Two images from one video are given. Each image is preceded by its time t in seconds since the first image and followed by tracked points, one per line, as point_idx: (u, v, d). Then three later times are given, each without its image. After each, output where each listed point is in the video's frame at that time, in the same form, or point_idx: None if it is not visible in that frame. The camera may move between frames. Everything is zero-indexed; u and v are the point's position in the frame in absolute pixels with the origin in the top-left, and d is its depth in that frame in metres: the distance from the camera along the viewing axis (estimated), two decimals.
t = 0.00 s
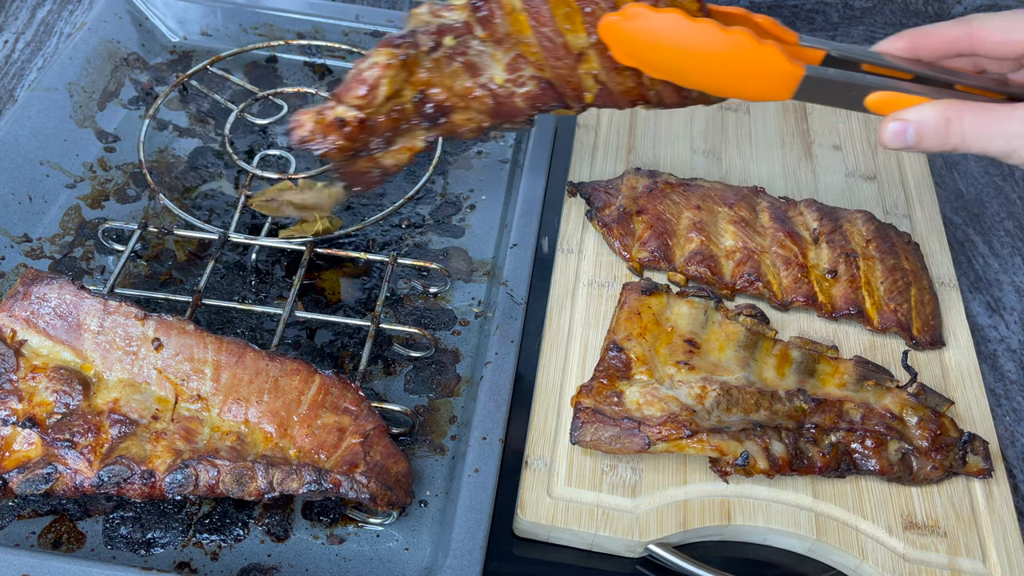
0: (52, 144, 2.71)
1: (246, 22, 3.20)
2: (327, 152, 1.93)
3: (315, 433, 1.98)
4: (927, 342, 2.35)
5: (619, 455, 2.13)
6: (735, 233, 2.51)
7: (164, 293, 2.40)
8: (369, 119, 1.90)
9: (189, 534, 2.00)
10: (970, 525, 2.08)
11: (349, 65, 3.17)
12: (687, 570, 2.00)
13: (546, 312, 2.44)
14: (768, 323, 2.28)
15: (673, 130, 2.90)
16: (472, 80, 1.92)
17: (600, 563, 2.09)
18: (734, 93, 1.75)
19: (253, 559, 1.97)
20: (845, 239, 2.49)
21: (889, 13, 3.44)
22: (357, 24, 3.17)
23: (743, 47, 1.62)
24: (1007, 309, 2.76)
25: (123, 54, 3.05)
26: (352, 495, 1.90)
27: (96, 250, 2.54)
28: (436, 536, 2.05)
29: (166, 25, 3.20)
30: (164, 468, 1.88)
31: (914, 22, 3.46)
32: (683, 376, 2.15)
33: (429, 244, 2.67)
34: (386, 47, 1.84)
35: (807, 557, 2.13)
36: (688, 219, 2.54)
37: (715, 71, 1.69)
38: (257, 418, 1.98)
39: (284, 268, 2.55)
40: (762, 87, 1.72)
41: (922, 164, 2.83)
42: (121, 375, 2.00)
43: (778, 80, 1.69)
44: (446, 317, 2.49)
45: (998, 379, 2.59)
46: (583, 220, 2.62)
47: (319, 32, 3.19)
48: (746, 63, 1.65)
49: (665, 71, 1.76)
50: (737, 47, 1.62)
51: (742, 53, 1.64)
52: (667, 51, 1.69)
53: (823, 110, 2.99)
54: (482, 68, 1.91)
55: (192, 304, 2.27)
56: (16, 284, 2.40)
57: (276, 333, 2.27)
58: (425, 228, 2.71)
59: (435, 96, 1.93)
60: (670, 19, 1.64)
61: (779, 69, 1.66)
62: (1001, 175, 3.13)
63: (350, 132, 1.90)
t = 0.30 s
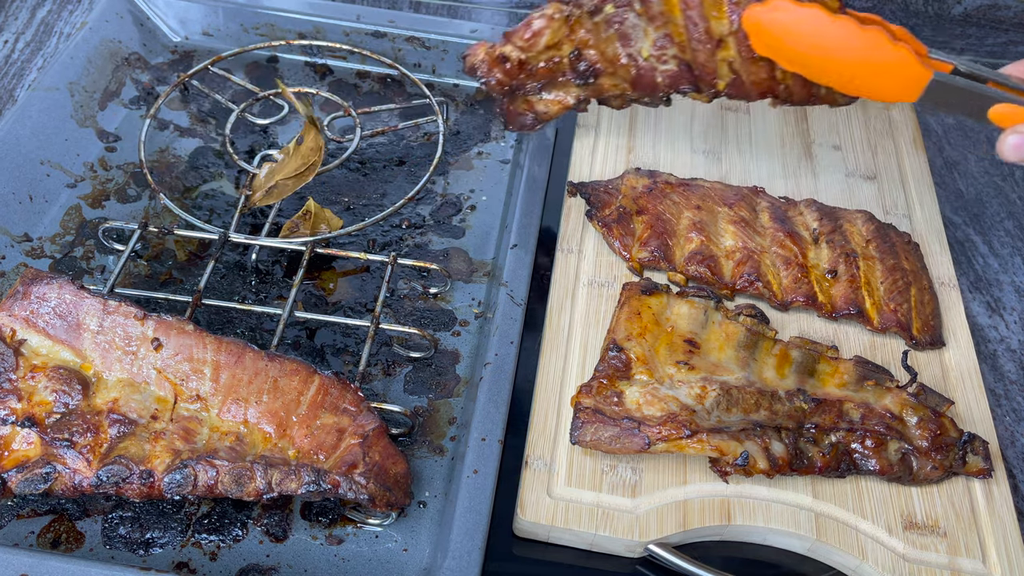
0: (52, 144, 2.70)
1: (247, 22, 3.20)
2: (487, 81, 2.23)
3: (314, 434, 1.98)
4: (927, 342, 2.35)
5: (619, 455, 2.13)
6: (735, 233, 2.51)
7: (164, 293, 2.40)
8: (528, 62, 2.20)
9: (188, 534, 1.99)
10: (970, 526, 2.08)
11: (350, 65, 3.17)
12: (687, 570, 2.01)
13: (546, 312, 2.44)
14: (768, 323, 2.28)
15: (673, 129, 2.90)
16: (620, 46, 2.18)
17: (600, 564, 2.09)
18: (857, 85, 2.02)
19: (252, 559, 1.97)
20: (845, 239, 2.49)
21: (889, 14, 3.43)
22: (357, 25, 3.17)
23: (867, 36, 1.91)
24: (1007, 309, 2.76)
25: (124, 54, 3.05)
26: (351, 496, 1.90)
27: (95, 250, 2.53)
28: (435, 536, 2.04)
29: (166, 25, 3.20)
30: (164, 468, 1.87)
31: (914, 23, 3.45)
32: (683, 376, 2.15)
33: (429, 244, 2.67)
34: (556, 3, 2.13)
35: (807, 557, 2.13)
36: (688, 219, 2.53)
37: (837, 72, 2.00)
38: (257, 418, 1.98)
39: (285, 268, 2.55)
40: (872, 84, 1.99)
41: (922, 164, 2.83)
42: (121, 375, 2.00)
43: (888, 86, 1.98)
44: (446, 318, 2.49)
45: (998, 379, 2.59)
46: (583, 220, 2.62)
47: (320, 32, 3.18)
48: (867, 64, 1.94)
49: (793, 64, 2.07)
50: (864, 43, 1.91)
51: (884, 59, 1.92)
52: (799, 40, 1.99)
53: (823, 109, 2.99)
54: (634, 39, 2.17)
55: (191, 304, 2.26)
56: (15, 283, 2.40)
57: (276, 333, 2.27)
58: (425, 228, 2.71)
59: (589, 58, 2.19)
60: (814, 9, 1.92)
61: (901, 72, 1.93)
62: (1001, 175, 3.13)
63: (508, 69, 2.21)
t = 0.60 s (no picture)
0: (51, 144, 2.70)
1: (247, 22, 3.20)
2: (600, 63, 2.68)
3: (314, 434, 1.98)
4: (927, 342, 2.35)
5: (619, 455, 2.13)
6: (735, 233, 2.51)
7: (164, 293, 2.40)
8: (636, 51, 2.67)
9: (188, 534, 1.99)
10: (970, 526, 2.08)
11: (350, 65, 3.17)
12: (687, 570, 2.01)
13: (546, 312, 2.44)
14: (768, 323, 2.28)
15: (673, 129, 2.91)
16: (721, 60, 2.60)
17: (600, 564, 2.09)
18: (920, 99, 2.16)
19: (252, 559, 1.97)
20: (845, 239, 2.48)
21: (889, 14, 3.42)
22: (357, 25, 3.15)
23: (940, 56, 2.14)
24: (1007, 309, 2.76)
25: (124, 54, 3.05)
26: (351, 496, 1.90)
27: (96, 250, 2.53)
28: (435, 536, 2.04)
29: (166, 25, 3.20)
30: (164, 468, 1.87)
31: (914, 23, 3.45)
32: (683, 376, 2.15)
33: (429, 244, 2.67)
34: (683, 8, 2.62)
35: (807, 557, 2.13)
36: (688, 218, 2.53)
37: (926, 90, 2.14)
38: (256, 418, 1.98)
39: (284, 268, 2.55)
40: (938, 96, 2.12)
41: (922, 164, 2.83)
42: (121, 375, 2.00)
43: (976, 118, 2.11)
44: (446, 318, 2.49)
45: (998, 379, 2.59)
46: (583, 220, 2.62)
47: (320, 32, 3.18)
48: (954, 98, 2.09)
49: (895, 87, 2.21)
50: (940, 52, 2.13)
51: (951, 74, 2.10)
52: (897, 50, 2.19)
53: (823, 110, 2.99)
54: (735, 54, 2.58)
55: (192, 304, 2.26)
56: (15, 283, 2.40)
57: (276, 332, 2.27)
58: (425, 228, 2.71)
59: (691, 68, 2.64)
60: (901, 41, 2.17)
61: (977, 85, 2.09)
62: (1001, 175, 3.13)
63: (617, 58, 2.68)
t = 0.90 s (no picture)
0: (51, 144, 2.70)
1: (247, 22, 3.19)
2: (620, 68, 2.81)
3: (314, 433, 1.98)
4: (927, 342, 2.35)
5: (619, 455, 2.13)
6: (735, 234, 2.51)
7: (164, 293, 2.40)
8: (670, 62, 2.82)
9: (189, 534, 1.99)
10: (970, 526, 2.08)
11: (350, 65, 3.17)
12: (687, 570, 2.01)
13: (546, 312, 2.44)
14: (768, 323, 2.28)
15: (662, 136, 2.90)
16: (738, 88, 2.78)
17: (600, 564, 2.09)
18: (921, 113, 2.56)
19: (252, 559, 1.97)
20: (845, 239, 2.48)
21: (889, 13, 3.42)
22: (357, 25, 3.14)
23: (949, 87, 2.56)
24: (1007, 309, 2.76)
25: (124, 54, 3.05)
26: (351, 496, 1.90)
27: (96, 250, 2.53)
28: (435, 536, 2.04)
29: (166, 25, 3.20)
30: (164, 468, 1.87)
31: (914, 22, 3.45)
32: (683, 376, 2.15)
33: (429, 244, 2.67)
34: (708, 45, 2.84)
35: (807, 557, 2.13)
36: (688, 219, 2.53)
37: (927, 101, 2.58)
38: (256, 418, 1.98)
39: (284, 268, 2.55)
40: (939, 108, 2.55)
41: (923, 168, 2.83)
42: (121, 375, 2.00)
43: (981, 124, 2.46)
44: (446, 318, 2.49)
45: (998, 379, 2.59)
46: (583, 220, 2.62)
47: (320, 32, 3.18)
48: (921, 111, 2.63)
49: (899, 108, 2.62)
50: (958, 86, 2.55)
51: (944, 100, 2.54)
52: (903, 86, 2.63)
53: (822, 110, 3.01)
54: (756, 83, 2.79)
55: (191, 304, 2.26)
56: (15, 283, 2.40)
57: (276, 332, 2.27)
58: (425, 228, 2.71)
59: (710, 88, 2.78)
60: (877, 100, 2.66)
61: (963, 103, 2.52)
62: (1001, 175, 3.13)
63: (652, 64, 2.81)
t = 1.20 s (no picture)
0: (51, 144, 2.71)
1: (245, 22, 3.19)
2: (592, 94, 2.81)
3: (315, 433, 1.98)
4: (926, 342, 2.35)
5: (619, 455, 2.13)
6: (735, 234, 2.51)
7: (164, 293, 2.40)
8: (643, 86, 2.83)
9: (190, 534, 2.00)
10: (970, 526, 2.08)
11: (348, 65, 3.17)
12: (687, 570, 2.01)
13: (546, 311, 2.44)
14: (768, 323, 2.28)
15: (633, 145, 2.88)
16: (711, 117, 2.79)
17: (600, 564, 2.09)
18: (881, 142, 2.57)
19: (253, 559, 1.97)
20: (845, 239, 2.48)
21: (889, 13, 3.42)
22: (356, 24, 3.15)
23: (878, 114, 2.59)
24: (1007, 309, 2.76)
25: (123, 54, 3.06)
26: (352, 495, 1.90)
27: (95, 250, 2.53)
28: (436, 535, 2.05)
29: (165, 25, 3.20)
30: (165, 468, 1.87)
31: (914, 22, 3.45)
32: (683, 376, 2.15)
33: (429, 244, 2.67)
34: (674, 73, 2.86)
35: (807, 557, 2.14)
36: (688, 219, 2.54)
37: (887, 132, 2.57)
38: (257, 418, 1.98)
39: (284, 268, 2.55)
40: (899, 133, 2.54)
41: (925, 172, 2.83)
42: (121, 375, 2.00)
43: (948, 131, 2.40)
44: (446, 317, 2.49)
45: (998, 379, 2.60)
46: (583, 220, 2.62)
47: (319, 32, 3.18)
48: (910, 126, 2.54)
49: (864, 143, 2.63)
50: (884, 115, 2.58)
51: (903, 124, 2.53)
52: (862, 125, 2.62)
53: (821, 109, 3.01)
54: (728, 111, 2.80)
55: (192, 304, 2.26)
56: (15, 284, 2.40)
57: (276, 332, 2.27)
58: (424, 228, 2.71)
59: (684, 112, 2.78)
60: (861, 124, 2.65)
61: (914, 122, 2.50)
62: (1001, 175, 3.13)
63: (627, 86, 2.81)
